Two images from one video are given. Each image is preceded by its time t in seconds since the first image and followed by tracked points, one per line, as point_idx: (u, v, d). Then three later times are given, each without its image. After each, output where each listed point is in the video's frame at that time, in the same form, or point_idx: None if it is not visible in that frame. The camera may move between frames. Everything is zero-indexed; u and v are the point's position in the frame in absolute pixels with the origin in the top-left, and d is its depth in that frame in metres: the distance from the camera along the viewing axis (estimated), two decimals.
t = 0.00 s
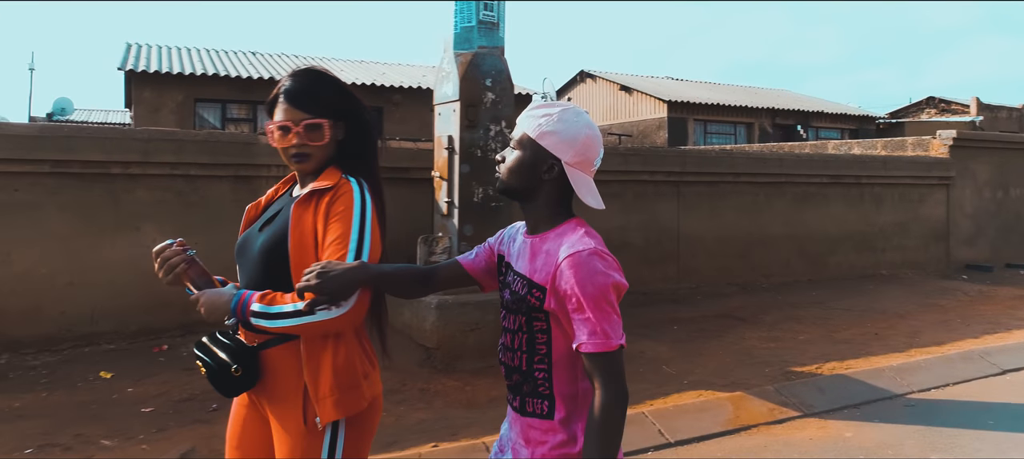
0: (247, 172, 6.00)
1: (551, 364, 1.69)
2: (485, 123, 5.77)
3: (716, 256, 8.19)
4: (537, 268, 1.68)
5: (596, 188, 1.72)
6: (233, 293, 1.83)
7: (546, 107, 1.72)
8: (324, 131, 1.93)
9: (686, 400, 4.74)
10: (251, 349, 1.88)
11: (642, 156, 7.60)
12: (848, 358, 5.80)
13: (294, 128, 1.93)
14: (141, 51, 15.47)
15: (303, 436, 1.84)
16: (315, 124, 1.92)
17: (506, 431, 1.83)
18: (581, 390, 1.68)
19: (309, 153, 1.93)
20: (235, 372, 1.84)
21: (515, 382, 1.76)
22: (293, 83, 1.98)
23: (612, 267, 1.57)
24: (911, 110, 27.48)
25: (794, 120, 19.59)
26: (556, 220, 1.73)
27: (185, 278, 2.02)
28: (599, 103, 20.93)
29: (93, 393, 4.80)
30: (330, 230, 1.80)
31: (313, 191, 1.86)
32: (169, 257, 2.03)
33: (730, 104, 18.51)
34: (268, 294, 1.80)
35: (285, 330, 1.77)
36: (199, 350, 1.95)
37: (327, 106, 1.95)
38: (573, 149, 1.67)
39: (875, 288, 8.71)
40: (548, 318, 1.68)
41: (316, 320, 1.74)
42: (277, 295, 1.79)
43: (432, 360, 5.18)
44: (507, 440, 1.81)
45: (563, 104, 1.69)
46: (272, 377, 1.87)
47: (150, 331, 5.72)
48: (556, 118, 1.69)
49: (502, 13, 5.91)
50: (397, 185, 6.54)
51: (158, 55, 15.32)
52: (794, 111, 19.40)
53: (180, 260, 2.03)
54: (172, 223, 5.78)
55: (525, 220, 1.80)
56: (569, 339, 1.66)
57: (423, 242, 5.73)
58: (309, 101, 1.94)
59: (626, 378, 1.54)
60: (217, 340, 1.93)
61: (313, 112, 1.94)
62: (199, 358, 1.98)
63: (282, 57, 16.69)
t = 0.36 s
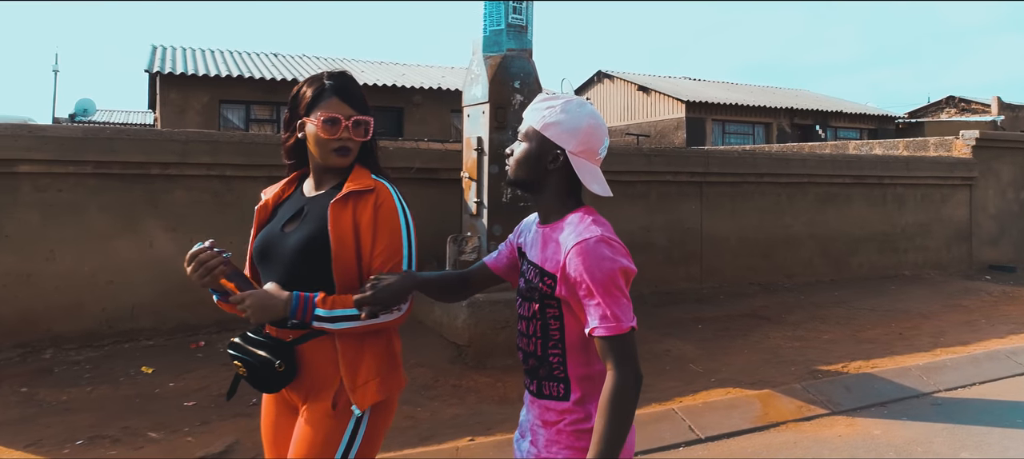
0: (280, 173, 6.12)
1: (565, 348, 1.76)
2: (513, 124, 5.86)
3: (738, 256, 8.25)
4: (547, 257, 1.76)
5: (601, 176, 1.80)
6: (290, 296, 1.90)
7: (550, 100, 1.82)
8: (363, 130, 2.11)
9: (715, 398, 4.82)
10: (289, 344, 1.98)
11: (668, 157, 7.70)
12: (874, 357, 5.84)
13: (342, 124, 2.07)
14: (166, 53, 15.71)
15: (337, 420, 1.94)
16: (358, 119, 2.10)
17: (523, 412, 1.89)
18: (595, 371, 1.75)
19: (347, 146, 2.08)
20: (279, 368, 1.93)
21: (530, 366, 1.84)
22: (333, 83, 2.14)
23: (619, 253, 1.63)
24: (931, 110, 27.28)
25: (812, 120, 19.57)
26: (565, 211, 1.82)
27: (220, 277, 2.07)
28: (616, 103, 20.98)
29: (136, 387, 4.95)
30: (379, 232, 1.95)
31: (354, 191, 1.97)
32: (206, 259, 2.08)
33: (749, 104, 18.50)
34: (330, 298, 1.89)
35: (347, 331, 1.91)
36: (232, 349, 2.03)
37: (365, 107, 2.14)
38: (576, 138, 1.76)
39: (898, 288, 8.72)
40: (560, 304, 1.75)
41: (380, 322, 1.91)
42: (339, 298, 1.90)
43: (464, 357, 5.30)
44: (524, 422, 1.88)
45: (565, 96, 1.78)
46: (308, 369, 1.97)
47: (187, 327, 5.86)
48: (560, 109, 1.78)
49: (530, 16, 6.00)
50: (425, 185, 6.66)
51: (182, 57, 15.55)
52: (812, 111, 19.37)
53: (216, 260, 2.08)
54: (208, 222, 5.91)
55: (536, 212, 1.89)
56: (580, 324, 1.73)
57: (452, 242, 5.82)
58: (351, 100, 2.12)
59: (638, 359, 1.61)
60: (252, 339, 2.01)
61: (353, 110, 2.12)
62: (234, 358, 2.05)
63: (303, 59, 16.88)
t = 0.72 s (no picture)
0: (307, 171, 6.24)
1: (586, 339, 1.78)
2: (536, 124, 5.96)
3: (755, 254, 8.32)
4: (567, 250, 1.77)
5: (613, 172, 1.80)
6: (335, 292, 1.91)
7: (565, 95, 1.83)
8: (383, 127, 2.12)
9: (738, 392, 4.90)
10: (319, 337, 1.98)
11: (684, 157, 7.75)
12: (893, 354, 5.91)
13: (364, 121, 2.09)
14: (182, 54, 15.87)
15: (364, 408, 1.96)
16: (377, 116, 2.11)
17: (548, 398, 1.93)
18: (615, 360, 1.77)
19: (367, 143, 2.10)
20: (312, 361, 1.94)
21: (553, 355, 1.87)
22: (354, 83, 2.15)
23: (635, 245, 1.63)
24: (942, 109, 27.23)
25: (824, 119, 19.62)
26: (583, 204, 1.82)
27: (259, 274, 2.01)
28: (627, 103, 21.06)
29: (171, 381, 5.08)
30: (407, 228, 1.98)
31: (378, 188, 1.97)
32: (242, 260, 2.01)
33: (760, 104, 18.55)
34: (374, 290, 1.93)
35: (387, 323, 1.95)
36: (264, 345, 2.01)
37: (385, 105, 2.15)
38: (589, 133, 1.77)
39: (913, 286, 8.78)
40: (581, 296, 1.76)
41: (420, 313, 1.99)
42: (382, 290, 1.94)
43: (490, 352, 5.41)
44: (550, 408, 1.92)
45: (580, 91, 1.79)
46: (337, 361, 1.98)
47: (218, 323, 5.99)
48: (574, 104, 1.79)
49: (553, 18, 6.09)
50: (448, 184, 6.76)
51: (198, 58, 15.71)
52: (823, 110, 19.42)
53: (253, 260, 2.02)
54: (238, 220, 6.04)
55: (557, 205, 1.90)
56: (599, 314, 1.74)
57: (477, 239, 5.94)
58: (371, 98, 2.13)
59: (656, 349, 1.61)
60: (282, 335, 2.01)
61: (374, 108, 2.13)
62: (265, 355, 2.04)
63: (317, 59, 17.01)
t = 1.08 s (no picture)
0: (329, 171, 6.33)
1: (595, 343, 1.81)
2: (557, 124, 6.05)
3: (768, 253, 8.41)
4: (579, 255, 1.80)
5: (618, 178, 1.81)
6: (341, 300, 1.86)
7: (567, 100, 1.83)
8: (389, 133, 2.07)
9: (759, 387, 4.99)
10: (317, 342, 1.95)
11: (698, 156, 7.84)
12: (908, 350, 5.99)
13: (366, 126, 2.05)
14: (193, 55, 15.99)
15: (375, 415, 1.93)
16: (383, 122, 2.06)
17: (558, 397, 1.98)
18: (623, 366, 1.80)
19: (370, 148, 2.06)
20: (306, 366, 1.92)
21: (563, 356, 1.91)
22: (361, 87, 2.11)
23: (647, 250, 1.66)
24: (946, 108, 27.30)
25: (830, 119, 19.71)
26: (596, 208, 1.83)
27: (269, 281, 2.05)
28: (634, 103, 21.16)
29: (201, 376, 5.17)
30: (405, 231, 1.91)
31: (373, 192, 1.91)
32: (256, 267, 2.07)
33: (767, 103, 18.62)
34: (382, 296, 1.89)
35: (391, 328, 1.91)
36: (269, 350, 2.03)
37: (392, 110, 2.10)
38: (590, 142, 1.78)
39: (924, 285, 8.86)
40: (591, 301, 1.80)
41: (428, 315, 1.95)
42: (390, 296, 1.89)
43: (512, 349, 5.49)
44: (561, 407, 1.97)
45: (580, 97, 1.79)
46: (338, 365, 1.95)
47: (242, 320, 6.09)
48: (576, 111, 1.80)
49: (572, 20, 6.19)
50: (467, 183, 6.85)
51: (209, 59, 15.83)
52: (829, 110, 19.51)
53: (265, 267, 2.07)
54: (262, 219, 6.13)
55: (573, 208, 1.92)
56: (609, 318, 1.78)
57: (496, 238, 6.08)
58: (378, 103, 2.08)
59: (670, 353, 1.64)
60: (285, 339, 2.01)
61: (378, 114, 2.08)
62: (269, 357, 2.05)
63: (327, 59, 17.11)
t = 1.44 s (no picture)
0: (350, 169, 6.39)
1: (606, 352, 1.73)
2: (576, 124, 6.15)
3: (780, 251, 8.47)
4: (590, 262, 1.71)
5: (625, 181, 1.76)
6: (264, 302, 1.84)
7: (573, 99, 1.77)
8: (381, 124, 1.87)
9: (780, 383, 5.06)
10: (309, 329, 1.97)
11: (711, 155, 7.91)
12: (923, 347, 6.05)
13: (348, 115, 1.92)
14: (202, 55, 16.05)
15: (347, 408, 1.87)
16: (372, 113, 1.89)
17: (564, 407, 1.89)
18: (636, 375, 1.72)
19: (358, 138, 1.90)
20: (291, 349, 1.97)
21: (571, 364, 1.83)
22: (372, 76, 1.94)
23: (663, 259, 1.58)
24: (950, 107, 27.39)
25: (835, 119, 19.80)
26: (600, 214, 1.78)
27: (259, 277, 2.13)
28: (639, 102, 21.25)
29: (228, 373, 5.25)
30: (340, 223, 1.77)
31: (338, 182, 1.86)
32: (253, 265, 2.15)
33: (772, 103, 18.69)
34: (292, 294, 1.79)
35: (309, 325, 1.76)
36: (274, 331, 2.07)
37: (391, 101, 1.90)
38: (596, 145, 1.73)
39: (935, 283, 8.92)
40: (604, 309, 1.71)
41: (330, 313, 1.71)
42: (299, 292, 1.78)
43: (534, 345, 5.57)
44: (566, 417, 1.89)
45: (587, 97, 1.73)
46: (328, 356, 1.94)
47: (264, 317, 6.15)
48: (582, 111, 1.74)
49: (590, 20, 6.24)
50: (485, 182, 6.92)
51: (218, 59, 15.91)
52: (834, 110, 19.60)
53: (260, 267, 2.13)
54: (283, 217, 6.20)
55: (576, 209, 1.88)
56: (621, 328, 1.70)
57: (517, 237, 6.18)
58: (377, 92, 1.90)
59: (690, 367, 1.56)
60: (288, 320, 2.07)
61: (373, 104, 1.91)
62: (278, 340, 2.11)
63: (334, 59, 17.18)
